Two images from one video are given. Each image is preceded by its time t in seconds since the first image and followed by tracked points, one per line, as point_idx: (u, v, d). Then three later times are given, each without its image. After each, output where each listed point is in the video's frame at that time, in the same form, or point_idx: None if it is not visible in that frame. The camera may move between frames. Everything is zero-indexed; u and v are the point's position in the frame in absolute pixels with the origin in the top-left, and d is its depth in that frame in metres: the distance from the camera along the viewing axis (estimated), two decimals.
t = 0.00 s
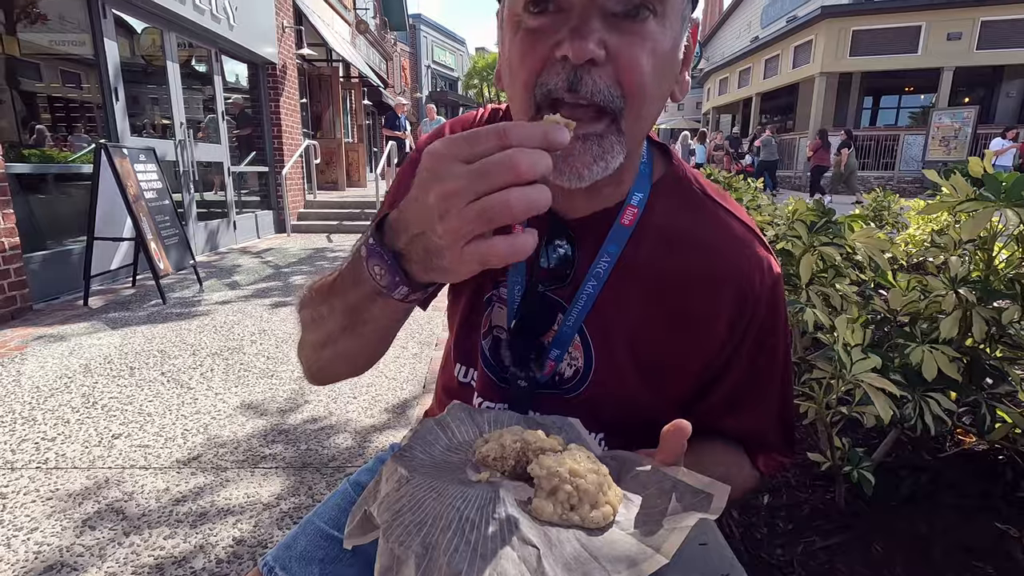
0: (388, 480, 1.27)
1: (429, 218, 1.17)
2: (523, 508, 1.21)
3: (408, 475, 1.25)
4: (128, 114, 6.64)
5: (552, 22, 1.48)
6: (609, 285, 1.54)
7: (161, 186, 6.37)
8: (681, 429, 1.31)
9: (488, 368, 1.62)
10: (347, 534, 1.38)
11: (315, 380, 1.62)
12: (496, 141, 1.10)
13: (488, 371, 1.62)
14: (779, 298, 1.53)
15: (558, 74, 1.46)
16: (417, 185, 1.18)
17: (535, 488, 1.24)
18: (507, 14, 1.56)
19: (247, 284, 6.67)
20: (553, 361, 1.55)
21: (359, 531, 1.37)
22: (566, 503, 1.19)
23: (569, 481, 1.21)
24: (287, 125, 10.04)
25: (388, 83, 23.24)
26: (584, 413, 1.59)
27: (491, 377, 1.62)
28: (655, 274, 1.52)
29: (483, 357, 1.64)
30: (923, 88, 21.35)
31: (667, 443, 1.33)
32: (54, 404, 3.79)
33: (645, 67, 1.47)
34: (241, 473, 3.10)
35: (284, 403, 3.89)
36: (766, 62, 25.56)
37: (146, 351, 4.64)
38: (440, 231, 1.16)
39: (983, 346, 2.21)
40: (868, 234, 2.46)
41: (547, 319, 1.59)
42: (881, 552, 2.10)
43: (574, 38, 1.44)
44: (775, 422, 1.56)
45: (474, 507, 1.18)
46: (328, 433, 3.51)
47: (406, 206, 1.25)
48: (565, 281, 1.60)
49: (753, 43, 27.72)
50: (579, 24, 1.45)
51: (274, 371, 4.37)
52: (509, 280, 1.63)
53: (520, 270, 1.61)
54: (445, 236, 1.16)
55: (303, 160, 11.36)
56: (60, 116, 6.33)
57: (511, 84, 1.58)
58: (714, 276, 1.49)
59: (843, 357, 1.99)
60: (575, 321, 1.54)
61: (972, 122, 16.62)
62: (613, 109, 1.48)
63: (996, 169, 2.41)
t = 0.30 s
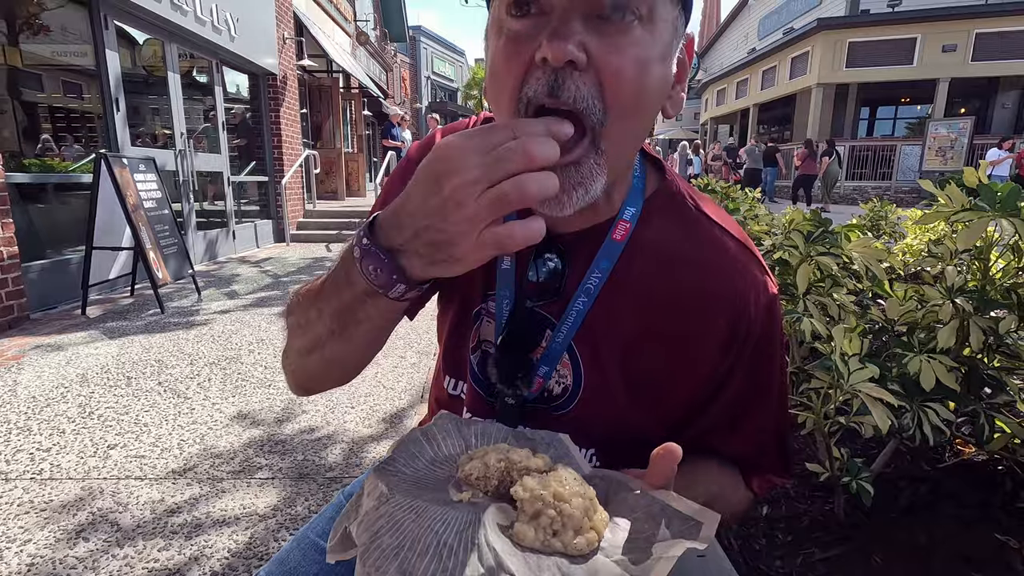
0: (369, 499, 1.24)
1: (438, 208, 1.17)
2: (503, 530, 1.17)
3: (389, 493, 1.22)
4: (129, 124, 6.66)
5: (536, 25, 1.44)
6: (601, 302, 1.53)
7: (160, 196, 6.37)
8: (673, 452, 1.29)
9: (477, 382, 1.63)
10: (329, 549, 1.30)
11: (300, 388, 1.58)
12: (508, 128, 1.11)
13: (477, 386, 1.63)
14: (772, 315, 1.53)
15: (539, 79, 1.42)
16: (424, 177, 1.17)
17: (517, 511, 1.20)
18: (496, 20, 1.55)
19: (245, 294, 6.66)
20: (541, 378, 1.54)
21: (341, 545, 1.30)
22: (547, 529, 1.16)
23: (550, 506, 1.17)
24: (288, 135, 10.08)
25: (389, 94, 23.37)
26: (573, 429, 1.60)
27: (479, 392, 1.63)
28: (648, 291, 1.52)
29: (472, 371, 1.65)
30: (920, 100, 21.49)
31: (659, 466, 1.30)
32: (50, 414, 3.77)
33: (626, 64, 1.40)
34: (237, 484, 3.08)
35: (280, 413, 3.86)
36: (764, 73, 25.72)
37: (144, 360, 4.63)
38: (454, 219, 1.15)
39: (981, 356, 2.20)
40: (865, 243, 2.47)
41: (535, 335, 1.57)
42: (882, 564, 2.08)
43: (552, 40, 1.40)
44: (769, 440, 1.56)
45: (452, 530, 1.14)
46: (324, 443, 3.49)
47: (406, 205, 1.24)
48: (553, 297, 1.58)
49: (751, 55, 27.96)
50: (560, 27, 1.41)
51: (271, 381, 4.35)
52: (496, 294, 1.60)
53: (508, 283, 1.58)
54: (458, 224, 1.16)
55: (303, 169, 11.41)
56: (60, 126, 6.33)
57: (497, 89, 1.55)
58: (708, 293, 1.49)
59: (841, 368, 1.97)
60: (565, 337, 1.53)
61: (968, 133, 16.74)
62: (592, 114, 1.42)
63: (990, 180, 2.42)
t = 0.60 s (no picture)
0: (358, 519, 1.17)
1: (332, 262, 1.15)
2: (526, 542, 1.14)
3: (382, 511, 1.15)
4: (130, 132, 6.66)
5: (541, 64, 1.45)
6: (599, 297, 1.55)
7: (160, 204, 6.35)
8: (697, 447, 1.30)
9: (476, 376, 1.65)
10: None
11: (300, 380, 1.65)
12: (428, 228, 1.10)
13: (475, 381, 1.65)
14: (775, 314, 1.51)
15: (550, 120, 1.45)
16: (338, 222, 1.17)
17: (538, 519, 1.18)
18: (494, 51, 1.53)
19: (245, 301, 6.64)
20: (539, 374, 1.57)
21: None
22: (575, 535, 1.13)
23: (577, 512, 1.15)
24: (288, 143, 10.08)
25: (390, 102, 23.43)
26: (573, 428, 1.60)
27: (478, 386, 1.65)
28: (645, 287, 1.53)
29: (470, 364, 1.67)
30: (917, 108, 21.58)
31: (681, 463, 1.32)
32: (47, 421, 3.74)
33: (635, 104, 1.46)
34: (235, 492, 3.05)
35: (280, 420, 3.84)
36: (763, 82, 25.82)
37: (143, 368, 4.61)
38: (341, 284, 1.13)
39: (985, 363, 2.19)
40: (867, 250, 2.46)
41: (534, 331, 1.60)
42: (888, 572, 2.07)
43: (560, 84, 1.43)
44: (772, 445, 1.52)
45: (464, 543, 1.10)
46: (324, 451, 3.46)
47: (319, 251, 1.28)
48: (553, 294, 1.61)
49: (749, 64, 28.09)
50: (565, 67, 1.43)
51: (271, 389, 4.32)
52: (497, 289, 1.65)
53: (507, 280, 1.63)
54: (343, 291, 1.13)
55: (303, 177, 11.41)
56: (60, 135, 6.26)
57: (504, 121, 1.57)
58: (705, 288, 1.49)
59: (845, 373, 1.98)
60: (563, 333, 1.56)
61: (966, 142, 16.77)
62: (605, 146, 1.47)
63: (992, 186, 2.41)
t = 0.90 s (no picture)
0: (369, 507, 1.11)
1: (358, 355, 1.12)
2: (555, 504, 1.15)
3: (398, 496, 1.11)
4: (130, 139, 6.66)
5: (538, 60, 1.46)
6: (595, 285, 1.55)
7: (159, 210, 6.34)
8: (710, 410, 1.24)
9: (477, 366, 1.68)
10: None
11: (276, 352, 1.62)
12: (448, 401, 1.09)
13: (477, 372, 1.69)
14: (763, 301, 1.50)
15: (545, 116, 1.47)
16: (391, 321, 1.15)
17: (562, 485, 1.20)
18: (493, 39, 1.53)
19: (243, 307, 6.64)
20: (539, 363, 1.57)
21: None
22: (605, 493, 1.15)
23: (604, 470, 1.18)
24: (287, 151, 10.10)
25: (388, 110, 23.47)
26: (572, 417, 1.60)
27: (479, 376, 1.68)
28: (639, 275, 1.53)
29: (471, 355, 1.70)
30: (913, 116, 21.72)
31: (693, 429, 1.28)
32: (43, 428, 3.71)
33: (622, 104, 1.47)
34: (232, 499, 3.03)
35: (278, 426, 3.82)
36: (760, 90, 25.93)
37: (140, 374, 4.59)
38: (351, 379, 1.11)
39: (985, 368, 2.17)
40: (866, 254, 2.45)
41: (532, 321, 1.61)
42: None
43: (556, 80, 1.44)
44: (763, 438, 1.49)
45: (492, 506, 1.07)
46: (322, 457, 3.44)
47: (364, 298, 1.25)
48: (550, 283, 1.62)
49: (746, 72, 28.22)
50: (560, 65, 1.45)
51: (268, 395, 4.31)
52: (497, 281, 1.66)
53: (507, 271, 1.64)
54: (350, 389, 1.10)
55: (303, 183, 11.42)
56: (60, 142, 6.29)
57: (502, 117, 1.57)
58: (697, 276, 1.49)
59: (846, 379, 1.96)
60: (561, 321, 1.56)
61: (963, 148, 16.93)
62: (593, 143, 1.49)
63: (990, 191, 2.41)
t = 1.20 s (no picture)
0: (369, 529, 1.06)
1: (389, 385, 1.11)
2: (554, 502, 1.13)
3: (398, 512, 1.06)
4: (128, 144, 6.65)
5: (539, 65, 1.47)
6: (594, 285, 1.55)
7: (157, 215, 6.33)
8: (703, 405, 1.25)
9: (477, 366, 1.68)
10: None
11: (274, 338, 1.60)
12: (474, 447, 1.09)
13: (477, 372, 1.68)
14: (761, 299, 1.50)
15: (546, 118, 1.48)
16: (426, 354, 1.12)
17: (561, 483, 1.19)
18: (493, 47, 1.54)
19: (241, 312, 6.62)
20: (538, 362, 1.56)
21: None
22: (604, 488, 1.13)
23: (602, 467, 1.17)
24: (286, 156, 10.10)
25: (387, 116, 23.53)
26: (571, 417, 1.59)
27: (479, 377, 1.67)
28: (638, 274, 1.53)
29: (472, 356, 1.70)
30: (909, 122, 21.83)
31: (687, 425, 1.28)
32: (39, 434, 3.69)
33: (625, 104, 1.49)
34: (229, 505, 3.01)
35: (275, 431, 3.81)
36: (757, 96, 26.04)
37: (137, 379, 4.57)
38: (379, 410, 1.10)
39: (983, 372, 2.17)
40: (865, 260, 2.46)
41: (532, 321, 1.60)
42: None
43: (557, 85, 1.45)
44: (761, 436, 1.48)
45: (494, 515, 1.04)
46: (320, 464, 3.42)
47: (397, 316, 1.21)
48: (549, 283, 1.61)
49: (744, 79, 28.35)
50: (561, 70, 1.45)
51: (266, 400, 4.30)
52: (498, 282, 1.65)
53: (507, 271, 1.64)
54: (377, 420, 1.10)
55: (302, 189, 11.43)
56: (60, 146, 6.31)
57: (501, 115, 1.58)
58: (695, 277, 1.49)
59: (845, 382, 1.96)
60: (561, 320, 1.55)
61: (959, 154, 17.01)
62: (597, 142, 1.49)
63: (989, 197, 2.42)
